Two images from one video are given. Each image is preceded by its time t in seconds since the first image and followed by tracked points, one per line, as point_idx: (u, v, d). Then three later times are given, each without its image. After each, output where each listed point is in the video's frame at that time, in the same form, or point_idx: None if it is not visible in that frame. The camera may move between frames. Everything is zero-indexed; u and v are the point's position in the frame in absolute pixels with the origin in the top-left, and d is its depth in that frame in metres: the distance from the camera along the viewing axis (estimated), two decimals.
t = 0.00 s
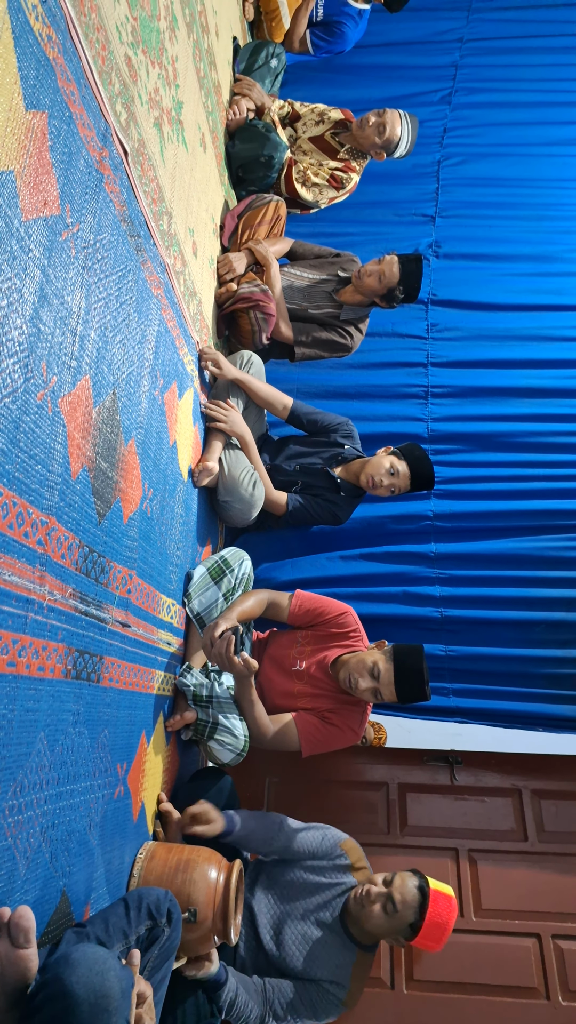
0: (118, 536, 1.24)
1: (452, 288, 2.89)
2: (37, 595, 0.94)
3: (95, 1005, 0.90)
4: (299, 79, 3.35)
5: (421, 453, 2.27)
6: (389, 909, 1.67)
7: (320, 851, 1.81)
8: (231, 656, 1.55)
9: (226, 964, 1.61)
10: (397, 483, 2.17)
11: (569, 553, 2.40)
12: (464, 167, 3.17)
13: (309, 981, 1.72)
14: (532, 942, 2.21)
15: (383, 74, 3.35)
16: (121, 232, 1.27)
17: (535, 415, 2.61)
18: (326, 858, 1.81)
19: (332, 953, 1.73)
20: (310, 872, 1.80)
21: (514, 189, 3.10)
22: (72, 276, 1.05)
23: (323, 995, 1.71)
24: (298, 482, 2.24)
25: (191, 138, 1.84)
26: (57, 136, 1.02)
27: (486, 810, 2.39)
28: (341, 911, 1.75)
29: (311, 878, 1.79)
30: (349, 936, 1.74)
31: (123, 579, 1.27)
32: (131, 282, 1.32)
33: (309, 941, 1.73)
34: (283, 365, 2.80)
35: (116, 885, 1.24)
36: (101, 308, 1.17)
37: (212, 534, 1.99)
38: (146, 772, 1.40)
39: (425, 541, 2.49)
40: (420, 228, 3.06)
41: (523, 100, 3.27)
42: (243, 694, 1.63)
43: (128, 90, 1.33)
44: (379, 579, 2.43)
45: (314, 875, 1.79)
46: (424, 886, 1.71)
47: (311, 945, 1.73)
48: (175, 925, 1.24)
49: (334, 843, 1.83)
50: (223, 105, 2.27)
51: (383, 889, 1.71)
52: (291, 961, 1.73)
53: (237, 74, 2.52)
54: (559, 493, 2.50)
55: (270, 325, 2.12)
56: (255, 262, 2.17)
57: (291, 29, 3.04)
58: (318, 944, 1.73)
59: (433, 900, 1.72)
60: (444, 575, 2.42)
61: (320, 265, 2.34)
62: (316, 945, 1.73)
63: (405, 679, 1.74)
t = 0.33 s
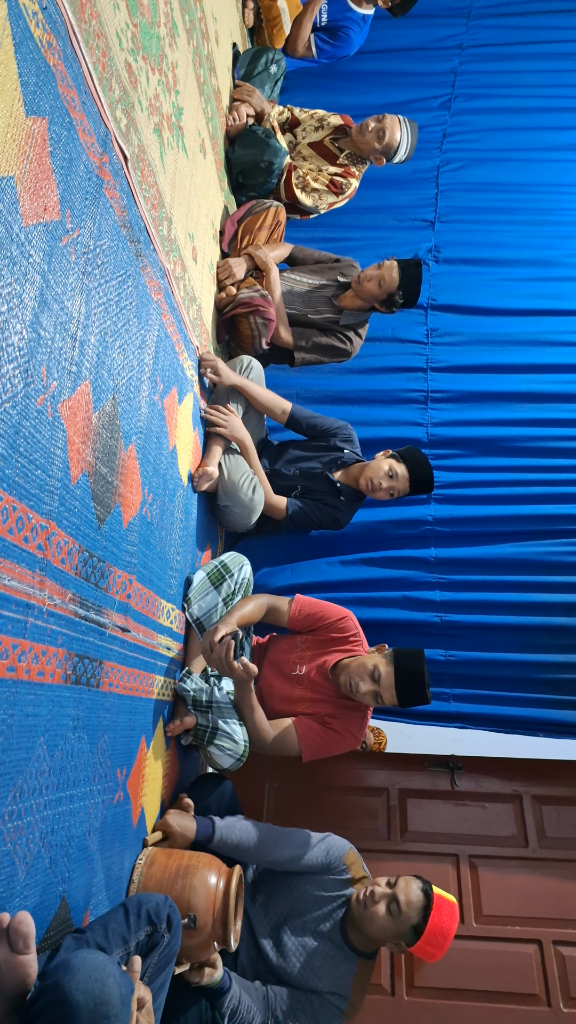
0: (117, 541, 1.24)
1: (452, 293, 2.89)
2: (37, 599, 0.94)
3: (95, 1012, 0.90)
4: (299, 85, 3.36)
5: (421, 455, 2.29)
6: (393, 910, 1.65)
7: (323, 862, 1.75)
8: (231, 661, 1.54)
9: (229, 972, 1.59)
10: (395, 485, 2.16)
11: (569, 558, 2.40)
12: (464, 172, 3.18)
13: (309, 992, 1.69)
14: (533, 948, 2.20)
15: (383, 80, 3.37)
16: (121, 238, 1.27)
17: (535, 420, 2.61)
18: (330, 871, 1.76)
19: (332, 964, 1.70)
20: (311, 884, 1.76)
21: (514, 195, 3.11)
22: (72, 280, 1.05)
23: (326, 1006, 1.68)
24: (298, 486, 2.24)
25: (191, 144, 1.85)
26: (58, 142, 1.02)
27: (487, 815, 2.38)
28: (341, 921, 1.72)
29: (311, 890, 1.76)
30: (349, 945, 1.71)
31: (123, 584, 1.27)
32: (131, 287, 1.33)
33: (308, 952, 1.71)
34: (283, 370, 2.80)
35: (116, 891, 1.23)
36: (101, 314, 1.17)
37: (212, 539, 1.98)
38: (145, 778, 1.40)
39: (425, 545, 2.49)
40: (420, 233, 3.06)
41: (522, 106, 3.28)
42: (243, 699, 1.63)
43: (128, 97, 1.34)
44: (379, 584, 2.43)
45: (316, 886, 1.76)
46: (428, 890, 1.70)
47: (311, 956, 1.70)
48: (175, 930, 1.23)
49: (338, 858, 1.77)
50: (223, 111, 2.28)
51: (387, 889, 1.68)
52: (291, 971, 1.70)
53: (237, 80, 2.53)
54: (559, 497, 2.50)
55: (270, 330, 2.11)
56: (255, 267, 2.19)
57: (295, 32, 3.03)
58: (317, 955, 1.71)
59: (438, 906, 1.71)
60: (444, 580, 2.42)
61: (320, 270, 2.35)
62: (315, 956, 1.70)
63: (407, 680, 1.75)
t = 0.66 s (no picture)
0: (117, 545, 1.24)
1: (451, 298, 2.90)
2: (36, 603, 0.94)
3: (92, 1016, 0.90)
4: (300, 89, 3.37)
5: (418, 456, 2.27)
6: (389, 910, 1.65)
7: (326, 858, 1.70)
8: (230, 665, 1.55)
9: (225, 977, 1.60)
10: (393, 488, 2.18)
11: (568, 562, 2.40)
12: (464, 178, 3.18)
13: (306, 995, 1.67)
14: (531, 952, 2.20)
15: (383, 85, 3.38)
16: (121, 241, 1.27)
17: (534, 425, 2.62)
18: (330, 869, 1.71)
19: (330, 967, 1.68)
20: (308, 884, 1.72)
21: (513, 200, 3.11)
22: (72, 284, 1.05)
23: (322, 1011, 1.66)
24: (298, 490, 2.24)
25: (192, 148, 1.85)
26: (58, 145, 1.02)
27: (485, 819, 2.38)
28: (338, 923, 1.69)
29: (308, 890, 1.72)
30: (347, 949, 1.68)
31: (122, 588, 1.26)
32: (131, 291, 1.33)
33: (306, 955, 1.68)
34: (283, 373, 2.81)
35: (114, 895, 1.23)
36: (101, 317, 1.17)
37: (212, 542, 1.99)
38: (144, 782, 1.40)
39: (424, 549, 2.49)
40: (420, 238, 3.07)
41: (522, 112, 3.29)
42: (242, 702, 1.63)
43: (129, 101, 1.34)
44: (379, 587, 2.43)
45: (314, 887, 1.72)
46: (424, 890, 1.69)
47: (309, 958, 1.68)
48: (174, 935, 1.23)
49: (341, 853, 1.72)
50: (224, 115, 2.29)
51: (382, 890, 1.68)
52: (289, 973, 1.68)
53: (238, 85, 2.54)
54: (558, 502, 2.50)
55: (270, 335, 2.12)
56: (256, 271, 2.19)
57: (299, 35, 3.06)
58: (316, 958, 1.68)
59: (435, 907, 1.71)
60: (443, 584, 2.42)
61: (320, 274, 2.34)
62: (313, 959, 1.68)
63: (406, 685, 1.74)
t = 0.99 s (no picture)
0: (117, 549, 1.24)
1: (451, 302, 2.90)
2: (36, 607, 0.94)
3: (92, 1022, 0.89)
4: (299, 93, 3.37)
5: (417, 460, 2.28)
6: (386, 919, 1.64)
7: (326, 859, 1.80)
8: (230, 671, 1.54)
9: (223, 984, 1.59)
10: (391, 487, 2.17)
11: (569, 566, 2.40)
12: (464, 182, 3.19)
13: (304, 1004, 1.65)
14: (533, 958, 2.19)
15: (382, 90, 3.38)
16: (121, 246, 1.28)
17: (534, 428, 2.62)
18: (330, 868, 1.80)
19: (330, 974, 1.67)
20: (313, 887, 1.76)
21: (513, 204, 3.12)
22: (72, 288, 1.05)
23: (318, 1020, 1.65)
24: (297, 494, 2.24)
25: (191, 153, 1.85)
26: (58, 151, 1.02)
27: (486, 824, 2.37)
28: (340, 931, 1.70)
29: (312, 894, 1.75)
30: (346, 957, 1.68)
31: (121, 593, 1.26)
32: (131, 295, 1.33)
33: (307, 962, 1.66)
34: (282, 377, 2.81)
35: (113, 901, 1.23)
36: (101, 321, 1.17)
37: (212, 547, 1.98)
38: (144, 787, 1.39)
39: (425, 553, 2.48)
40: (419, 242, 3.07)
41: (521, 117, 3.30)
42: (241, 708, 1.62)
43: (129, 106, 1.34)
44: (379, 591, 2.43)
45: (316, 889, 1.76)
46: (423, 900, 1.68)
47: (310, 966, 1.66)
48: (174, 941, 1.22)
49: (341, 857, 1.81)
50: (224, 120, 2.29)
51: (381, 899, 1.68)
52: (287, 980, 1.67)
53: (237, 90, 2.54)
54: (559, 506, 2.50)
55: (269, 339, 2.13)
56: (256, 275, 2.19)
57: (300, 38, 3.09)
58: (316, 965, 1.67)
59: (434, 916, 1.69)
60: (444, 588, 2.42)
61: (320, 279, 2.35)
62: (314, 966, 1.67)
63: (406, 692, 1.74)
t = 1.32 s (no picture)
0: (116, 553, 1.24)
1: (451, 306, 2.91)
2: (35, 611, 0.94)
3: None
4: (299, 99, 3.39)
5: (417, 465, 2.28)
6: (395, 929, 1.63)
7: (314, 872, 1.80)
8: (230, 673, 1.54)
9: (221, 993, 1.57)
10: (389, 486, 2.16)
11: (569, 570, 2.40)
12: (463, 187, 3.20)
13: (304, 1018, 1.65)
14: (533, 963, 2.19)
15: (382, 95, 3.40)
16: (121, 250, 1.28)
17: (534, 432, 2.62)
18: (320, 882, 1.79)
19: (329, 986, 1.66)
20: (307, 899, 1.77)
21: (512, 209, 3.13)
22: (72, 293, 1.06)
23: None
24: (297, 498, 2.24)
25: (192, 158, 1.86)
26: (59, 155, 1.03)
27: (486, 829, 2.37)
28: (339, 940, 1.70)
29: (307, 905, 1.75)
30: (348, 967, 1.68)
31: (121, 596, 1.26)
32: (131, 300, 1.33)
33: (306, 974, 1.67)
34: (282, 381, 2.81)
35: (113, 906, 1.22)
36: (101, 326, 1.17)
37: (211, 551, 1.98)
38: (143, 791, 1.39)
39: (424, 557, 2.48)
40: (419, 247, 3.08)
41: (520, 122, 3.31)
42: (242, 710, 1.64)
43: (129, 110, 1.35)
44: (379, 595, 2.43)
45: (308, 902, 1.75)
46: (431, 912, 1.67)
47: (309, 977, 1.67)
48: (173, 946, 1.21)
49: (330, 869, 1.81)
50: (224, 125, 2.30)
51: (389, 910, 1.67)
52: (285, 993, 1.67)
53: (237, 95, 2.55)
54: (559, 509, 2.50)
55: (269, 344, 2.12)
56: (256, 280, 2.20)
57: (298, 46, 3.01)
58: (316, 977, 1.67)
59: (440, 928, 1.67)
60: (443, 592, 2.42)
61: (320, 284, 2.36)
62: (313, 978, 1.67)
63: (403, 695, 1.73)
